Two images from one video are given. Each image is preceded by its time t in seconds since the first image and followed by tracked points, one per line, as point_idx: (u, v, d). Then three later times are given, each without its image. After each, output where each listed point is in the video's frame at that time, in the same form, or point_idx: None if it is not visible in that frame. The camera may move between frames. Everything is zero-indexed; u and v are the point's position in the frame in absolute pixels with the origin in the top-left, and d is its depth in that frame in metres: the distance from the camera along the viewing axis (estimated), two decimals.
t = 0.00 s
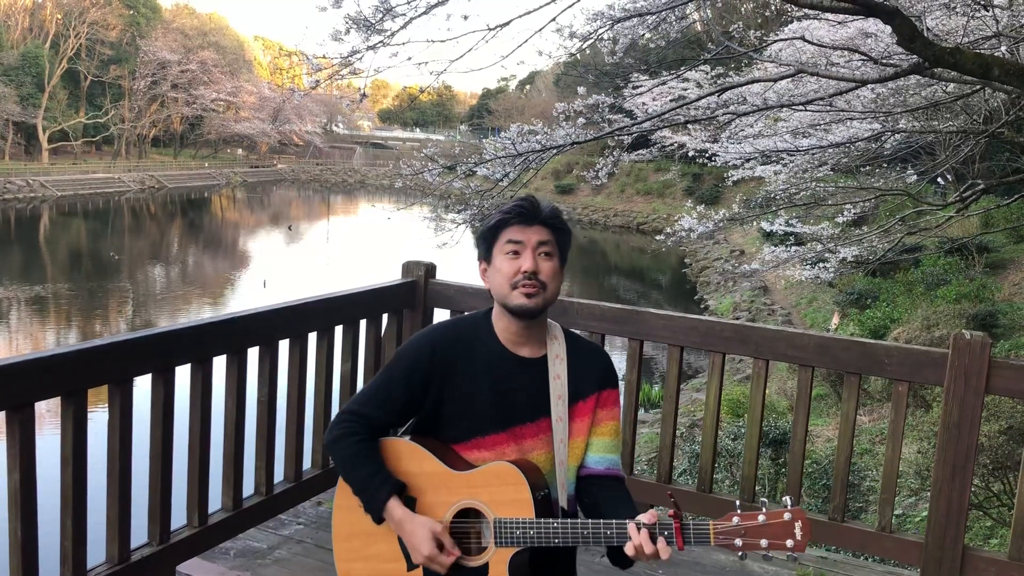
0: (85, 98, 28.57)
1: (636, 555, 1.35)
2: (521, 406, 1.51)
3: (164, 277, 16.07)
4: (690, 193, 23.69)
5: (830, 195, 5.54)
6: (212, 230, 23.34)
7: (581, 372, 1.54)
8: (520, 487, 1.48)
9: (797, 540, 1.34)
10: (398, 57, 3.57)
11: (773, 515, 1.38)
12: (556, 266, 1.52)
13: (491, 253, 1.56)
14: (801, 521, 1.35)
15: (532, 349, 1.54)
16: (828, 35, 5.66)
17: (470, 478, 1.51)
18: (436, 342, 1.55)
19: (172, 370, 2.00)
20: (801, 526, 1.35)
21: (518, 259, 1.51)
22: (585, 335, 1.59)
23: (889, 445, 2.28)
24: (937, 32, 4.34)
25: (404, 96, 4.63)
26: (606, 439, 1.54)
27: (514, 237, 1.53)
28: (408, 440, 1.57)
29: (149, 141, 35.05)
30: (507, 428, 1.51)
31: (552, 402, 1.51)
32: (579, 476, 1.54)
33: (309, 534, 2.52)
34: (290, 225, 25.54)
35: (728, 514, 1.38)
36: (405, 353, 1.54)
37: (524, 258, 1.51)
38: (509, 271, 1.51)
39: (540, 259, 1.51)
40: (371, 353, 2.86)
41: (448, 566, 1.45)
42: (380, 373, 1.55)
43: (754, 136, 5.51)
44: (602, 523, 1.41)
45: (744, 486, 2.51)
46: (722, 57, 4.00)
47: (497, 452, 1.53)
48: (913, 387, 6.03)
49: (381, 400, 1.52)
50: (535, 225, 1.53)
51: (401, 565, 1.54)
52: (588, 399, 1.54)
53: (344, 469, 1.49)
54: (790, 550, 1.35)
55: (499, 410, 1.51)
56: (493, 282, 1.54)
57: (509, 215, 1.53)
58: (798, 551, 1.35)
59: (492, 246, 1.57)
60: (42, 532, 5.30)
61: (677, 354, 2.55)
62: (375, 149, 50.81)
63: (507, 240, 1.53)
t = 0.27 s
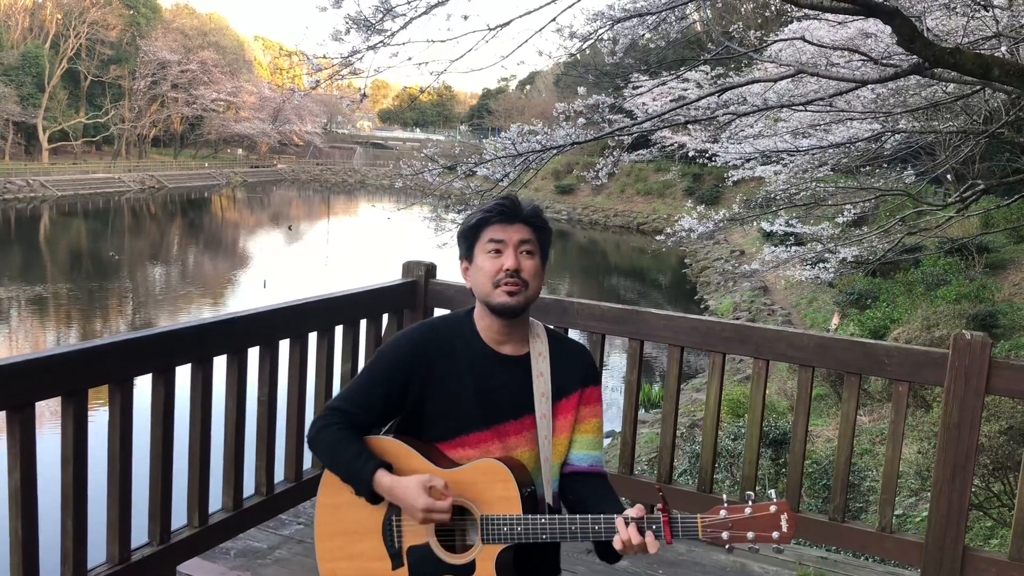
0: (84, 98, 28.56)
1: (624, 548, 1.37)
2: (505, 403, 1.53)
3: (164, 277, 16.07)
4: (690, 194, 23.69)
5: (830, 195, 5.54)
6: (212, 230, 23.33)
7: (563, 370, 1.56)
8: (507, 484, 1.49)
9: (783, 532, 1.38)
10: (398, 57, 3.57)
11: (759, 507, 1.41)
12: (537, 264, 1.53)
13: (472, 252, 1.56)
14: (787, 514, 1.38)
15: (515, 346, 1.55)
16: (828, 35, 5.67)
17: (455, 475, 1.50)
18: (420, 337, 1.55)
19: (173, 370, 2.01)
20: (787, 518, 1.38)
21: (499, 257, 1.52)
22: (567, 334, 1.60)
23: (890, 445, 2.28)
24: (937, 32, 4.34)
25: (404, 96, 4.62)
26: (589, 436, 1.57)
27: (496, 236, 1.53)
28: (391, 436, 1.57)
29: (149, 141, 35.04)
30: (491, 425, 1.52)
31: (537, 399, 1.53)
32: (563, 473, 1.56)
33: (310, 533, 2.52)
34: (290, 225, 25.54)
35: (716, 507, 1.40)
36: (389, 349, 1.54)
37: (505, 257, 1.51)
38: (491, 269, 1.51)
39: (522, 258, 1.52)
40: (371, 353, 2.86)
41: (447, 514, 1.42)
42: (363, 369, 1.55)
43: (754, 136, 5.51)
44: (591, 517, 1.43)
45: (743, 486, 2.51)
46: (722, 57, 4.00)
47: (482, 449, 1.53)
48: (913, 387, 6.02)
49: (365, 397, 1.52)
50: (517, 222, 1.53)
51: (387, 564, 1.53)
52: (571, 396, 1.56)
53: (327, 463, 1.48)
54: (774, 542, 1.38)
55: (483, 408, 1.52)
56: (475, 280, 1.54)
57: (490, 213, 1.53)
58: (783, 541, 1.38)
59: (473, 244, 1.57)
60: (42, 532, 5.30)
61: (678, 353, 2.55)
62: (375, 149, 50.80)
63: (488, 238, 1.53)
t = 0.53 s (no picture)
0: (87, 98, 28.60)
1: (615, 544, 1.36)
2: (494, 403, 1.53)
3: (166, 277, 16.08)
4: (692, 194, 23.69)
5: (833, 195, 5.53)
6: (214, 230, 23.36)
7: (551, 368, 1.57)
8: (497, 481, 1.49)
9: (771, 525, 1.37)
10: (401, 57, 3.57)
11: (747, 502, 1.41)
12: (526, 263, 1.54)
13: (461, 251, 1.57)
14: (775, 507, 1.38)
15: (502, 346, 1.56)
16: (830, 35, 5.67)
17: (442, 477, 1.51)
18: (409, 337, 1.55)
19: (175, 370, 2.01)
20: (775, 511, 1.38)
21: (488, 256, 1.52)
22: (554, 333, 1.62)
23: (893, 444, 2.28)
24: (939, 32, 4.34)
25: (406, 97, 4.63)
26: (577, 434, 1.57)
27: (485, 235, 1.54)
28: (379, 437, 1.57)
29: (151, 141, 35.08)
30: (480, 424, 1.53)
31: (525, 398, 1.54)
32: (551, 471, 1.57)
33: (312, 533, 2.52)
34: (292, 225, 25.57)
35: (705, 502, 1.41)
36: (378, 349, 1.54)
37: (494, 254, 1.52)
38: (479, 267, 1.52)
39: (510, 257, 1.52)
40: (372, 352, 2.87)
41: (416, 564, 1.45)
42: (352, 369, 1.55)
43: (756, 136, 5.51)
44: (580, 514, 1.43)
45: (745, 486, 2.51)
46: (725, 57, 3.99)
47: (470, 448, 1.54)
48: (916, 387, 6.02)
49: (355, 398, 1.51)
50: (506, 222, 1.54)
51: (375, 563, 1.54)
52: (559, 394, 1.56)
53: (315, 467, 1.47)
54: (763, 536, 1.38)
55: (472, 408, 1.53)
56: (463, 278, 1.55)
57: (480, 212, 1.54)
58: (772, 534, 1.38)
59: (462, 243, 1.57)
60: (44, 532, 5.31)
61: (680, 354, 2.55)
62: (377, 149, 50.82)
63: (478, 237, 1.54)
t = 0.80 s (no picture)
0: (88, 96, 28.60)
1: (608, 540, 1.37)
2: (485, 401, 1.53)
3: (168, 275, 16.09)
4: (694, 192, 23.68)
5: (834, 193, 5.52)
6: (215, 228, 23.36)
7: (543, 367, 1.58)
8: (490, 477, 1.48)
9: (764, 522, 1.37)
10: (402, 55, 3.57)
11: (739, 498, 1.41)
12: (522, 262, 1.54)
13: (457, 247, 1.57)
14: (767, 503, 1.38)
15: (495, 343, 1.56)
16: (832, 33, 5.66)
17: (436, 472, 1.51)
18: (402, 333, 1.56)
19: (176, 368, 2.01)
20: (767, 508, 1.38)
21: (485, 254, 1.52)
22: (548, 332, 1.62)
23: (894, 443, 2.27)
24: (941, 30, 4.32)
25: (407, 95, 4.62)
26: (569, 431, 1.57)
27: (483, 233, 1.54)
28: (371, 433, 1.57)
29: (152, 139, 35.08)
30: (472, 421, 1.53)
31: (518, 396, 1.54)
32: (544, 468, 1.56)
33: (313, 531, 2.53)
34: (293, 223, 25.58)
35: (698, 498, 1.41)
36: (371, 344, 1.55)
37: (491, 253, 1.52)
38: (475, 265, 1.52)
39: (507, 255, 1.52)
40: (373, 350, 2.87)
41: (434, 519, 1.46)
42: (345, 365, 1.55)
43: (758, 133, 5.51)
44: (574, 510, 1.43)
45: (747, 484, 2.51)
46: (726, 54, 3.97)
47: (463, 445, 1.53)
48: (917, 385, 6.01)
49: (347, 393, 1.52)
50: (503, 221, 1.55)
51: (368, 559, 1.55)
52: (551, 392, 1.57)
53: (309, 459, 1.49)
54: (756, 532, 1.38)
55: (465, 405, 1.53)
56: (458, 275, 1.55)
57: (477, 210, 1.54)
58: (764, 532, 1.38)
59: (459, 240, 1.58)
60: (47, 530, 5.32)
61: (682, 352, 2.55)
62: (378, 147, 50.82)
63: (474, 234, 1.54)
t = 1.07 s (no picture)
0: (92, 95, 28.68)
1: (608, 538, 1.37)
2: (487, 399, 1.54)
3: (171, 274, 16.12)
4: (697, 191, 23.67)
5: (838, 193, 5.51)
6: (219, 227, 23.41)
7: (545, 366, 1.58)
8: (491, 476, 1.48)
9: (763, 520, 1.39)
10: (405, 55, 3.58)
11: (739, 498, 1.42)
12: (524, 262, 1.55)
13: (461, 247, 1.57)
14: (767, 503, 1.40)
15: (497, 342, 1.57)
16: (836, 32, 5.66)
17: (438, 470, 1.51)
18: (404, 332, 1.56)
19: (180, 367, 2.02)
20: (767, 507, 1.39)
21: (488, 253, 1.53)
22: (550, 331, 1.62)
23: (898, 442, 2.27)
24: (945, 29, 4.32)
25: (410, 94, 4.63)
26: (570, 430, 1.58)
27: (486, 232, 1.54)
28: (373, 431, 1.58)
29: (156, 138, 35.15)
30: (475, 420, 1.54)
31: (519, 394, 1.55)
32: (544, 467, 1.57)
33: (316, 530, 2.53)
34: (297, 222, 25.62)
35: (698, 498, 1.41)
36: (373, 343, 1.55)
37: (494, 252, 1.52)
38: (479, 264, 1.53)
39: (510, 255, 1.53)
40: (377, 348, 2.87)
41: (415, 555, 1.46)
42: (347, 364, 1.55)
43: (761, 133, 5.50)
44: (575, 509, 1.44)
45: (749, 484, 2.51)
46: (729, 53, 3.96)
47: (464, 443, 1.54)
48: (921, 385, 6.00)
49: (349, 392, 1.52)
50: (507, 220, 1.55)
51: (369, 556, 1.55)
52: (552, 390, 1.57)
53: (310, 460, 1.49)
54: (756, 531, 1.39)
55: (466, 404, 1.54)
56: (461, 274, 1.55)
57: (481, 209, 1.55)
58: (764, 530, 1.39)
59: (461, 239, 1.58)
60: (51, 528, 5.33)
61: (685, 352, 2.55)
62: (381, 146, 50.87)
63: (478, 234, 1.54)
